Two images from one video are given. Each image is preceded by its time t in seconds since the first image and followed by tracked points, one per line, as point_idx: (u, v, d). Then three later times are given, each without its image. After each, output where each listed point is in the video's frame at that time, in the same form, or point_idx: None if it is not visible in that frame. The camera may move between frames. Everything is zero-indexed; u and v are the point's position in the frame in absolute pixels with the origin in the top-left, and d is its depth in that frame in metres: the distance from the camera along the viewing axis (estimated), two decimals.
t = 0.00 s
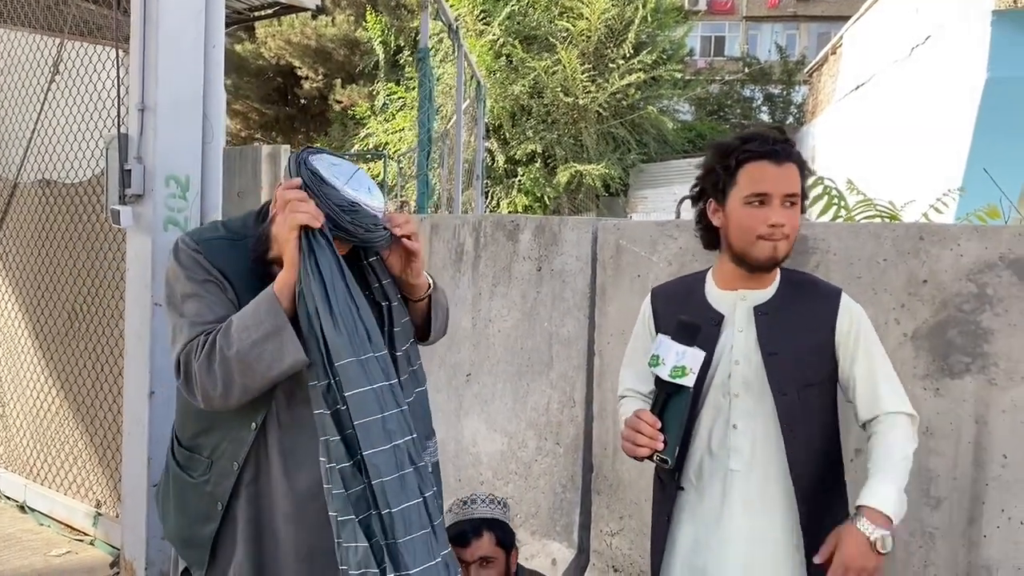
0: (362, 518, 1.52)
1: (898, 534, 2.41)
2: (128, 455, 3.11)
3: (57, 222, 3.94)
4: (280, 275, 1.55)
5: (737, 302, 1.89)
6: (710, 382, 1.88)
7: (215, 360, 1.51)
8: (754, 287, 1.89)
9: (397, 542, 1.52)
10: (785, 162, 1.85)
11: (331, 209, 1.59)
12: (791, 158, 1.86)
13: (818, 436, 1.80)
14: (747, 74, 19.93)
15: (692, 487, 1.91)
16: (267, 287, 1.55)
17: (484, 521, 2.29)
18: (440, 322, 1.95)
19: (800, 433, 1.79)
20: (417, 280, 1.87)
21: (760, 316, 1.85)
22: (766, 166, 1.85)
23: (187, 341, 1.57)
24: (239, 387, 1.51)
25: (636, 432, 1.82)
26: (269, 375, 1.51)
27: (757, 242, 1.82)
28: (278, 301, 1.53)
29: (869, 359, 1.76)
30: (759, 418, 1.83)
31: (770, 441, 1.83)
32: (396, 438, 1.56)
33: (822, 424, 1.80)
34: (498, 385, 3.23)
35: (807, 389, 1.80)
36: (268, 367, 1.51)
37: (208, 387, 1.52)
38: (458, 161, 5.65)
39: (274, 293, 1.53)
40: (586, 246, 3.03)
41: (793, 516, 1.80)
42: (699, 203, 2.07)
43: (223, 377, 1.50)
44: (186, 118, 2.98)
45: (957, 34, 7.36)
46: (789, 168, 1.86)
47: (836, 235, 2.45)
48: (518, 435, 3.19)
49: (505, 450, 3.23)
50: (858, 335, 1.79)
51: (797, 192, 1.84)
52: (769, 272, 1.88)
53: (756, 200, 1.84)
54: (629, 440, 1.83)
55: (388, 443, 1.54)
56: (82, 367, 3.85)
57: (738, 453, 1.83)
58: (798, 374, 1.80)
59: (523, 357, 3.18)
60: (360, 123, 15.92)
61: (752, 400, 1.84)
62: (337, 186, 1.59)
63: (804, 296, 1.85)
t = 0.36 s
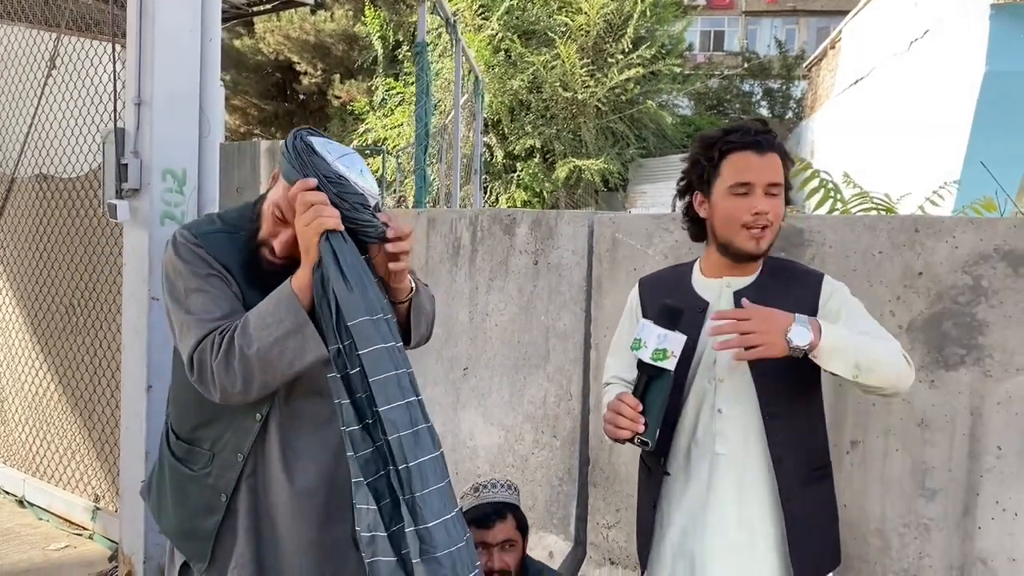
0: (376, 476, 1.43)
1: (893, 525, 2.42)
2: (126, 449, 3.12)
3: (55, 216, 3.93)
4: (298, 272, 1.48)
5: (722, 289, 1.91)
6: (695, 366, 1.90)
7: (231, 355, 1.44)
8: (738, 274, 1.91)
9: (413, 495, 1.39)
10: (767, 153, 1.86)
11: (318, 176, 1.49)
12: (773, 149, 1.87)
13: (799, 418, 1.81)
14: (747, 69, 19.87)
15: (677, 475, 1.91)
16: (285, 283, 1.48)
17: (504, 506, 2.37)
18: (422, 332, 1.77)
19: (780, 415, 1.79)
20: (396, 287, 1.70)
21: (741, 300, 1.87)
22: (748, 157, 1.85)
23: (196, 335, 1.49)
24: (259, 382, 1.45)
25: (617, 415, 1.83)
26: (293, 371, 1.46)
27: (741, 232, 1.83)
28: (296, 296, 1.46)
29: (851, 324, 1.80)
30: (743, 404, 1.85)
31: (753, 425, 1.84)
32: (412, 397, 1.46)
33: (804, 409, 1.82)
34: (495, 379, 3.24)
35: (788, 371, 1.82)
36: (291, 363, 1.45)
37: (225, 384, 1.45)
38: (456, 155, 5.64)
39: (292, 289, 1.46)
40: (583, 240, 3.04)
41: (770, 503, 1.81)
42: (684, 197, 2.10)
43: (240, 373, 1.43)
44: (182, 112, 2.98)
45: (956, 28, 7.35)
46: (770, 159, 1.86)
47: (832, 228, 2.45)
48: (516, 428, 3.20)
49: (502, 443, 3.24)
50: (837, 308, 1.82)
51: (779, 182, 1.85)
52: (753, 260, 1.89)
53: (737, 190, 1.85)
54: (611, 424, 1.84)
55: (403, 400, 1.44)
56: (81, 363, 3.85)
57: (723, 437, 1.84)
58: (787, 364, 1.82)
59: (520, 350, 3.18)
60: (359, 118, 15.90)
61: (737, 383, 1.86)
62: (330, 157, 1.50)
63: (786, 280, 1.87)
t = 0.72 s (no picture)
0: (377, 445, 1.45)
1: (892, 518, 2.43)
2: (127, 443, 3.13)
3: (55, 212, 3.94)
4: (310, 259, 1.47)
5: (708, 284, 1.91)
6: (682, 359, 1.90)
7: (246, 346, 1.43)
8: (722, 266, 1.90)
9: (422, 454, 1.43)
10: (722, 142, 1.87)
11: (299, 147, 1.47)
12: (729, 138, 1.88)
13: (788, 410, 1.79)
14: (748, 63, 19.80)
15: (671, 465, 1.91)
16: (298, 271, 1.47)
17: (534, 486, 2.46)
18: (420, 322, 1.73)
19: (767, 407, 1.77)
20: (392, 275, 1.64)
21: (726, 293, 1.86)
22: (702, 148, 1.87)
23: (206, 328, 1.48)
24: (274, 373, 1.44)
25: (611, 408, 1.82)
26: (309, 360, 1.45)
27: (703, 222, 1.86)
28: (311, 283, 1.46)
29: (847, 323, 1.71)
30: (731, 395, 1.83)
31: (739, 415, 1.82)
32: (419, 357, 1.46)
33: (793, 401, 1.80)
34: (496, 372, 3.25)
35: (772, 359, 1.79)
36: (307, 353, 1.44)
37: (241, 376, 1.43)
38: (456, 149, 5.63)
39: (307, 277, 1.46)
40: (582, 234, 3.01)
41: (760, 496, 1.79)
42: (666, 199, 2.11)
43: (255, 364, 1.42)
44: (181, 106, 2.98)
45: (958, 21, 7.32)
46: (728, 148, 1.87)
47: (831, 222, 2.45)
48: (516, 422, 3.21)
49: (502, 437, 3.26)
50: (826, 299, 1.76)
51: (738, 169, 1.85)
52: (732, 249, 1.88)
53: (695, 180, 1.87)
54: (605, 416, 1.83)
55: (411, 365, 1.44)
56: (82, 359, 3.85)
57: (711, 428, 1.83)
58: (777, 361, 1.79)
59: (520, 345, 3.18)
60: (360, 114, 15.88)
61: (724, 376, 1.84)
62: (316, 131, 1.48)
63: (771, 272, 1.85)
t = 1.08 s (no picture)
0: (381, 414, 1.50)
1: (892, 513, 2.42)
2: (128, 439, 3.13)
3: (56, 207, 3.93)
4: (341, 258, 1.49)
5: (694, 280, 1.91)
6: (672, 354, 1.90)
7: (273, 339, 1.43)
8: (708, 264, 1.90)
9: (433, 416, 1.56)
10: (699, 142, 1.86)
11: (281, 118, 1.50)
12: (706, 137, 1.87)
13: (779, 404, 1.78)
14: (748, 59, 19.76)
15: (664, 463, 1.90)
16: (327, 268, 1.48)
17: (569, 476, 2.42)
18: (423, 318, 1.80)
19: (756, 401, 1.77)
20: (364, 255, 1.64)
21: (713, 289, 1.86)
22: (680, 151, 1.86)
23: (223, 320, 1.47)
24: (299, 366, 1.45)
25: (602, 405, 1.82)
26: (336, 354, 1.47)
27: (684, 223, 1.85)
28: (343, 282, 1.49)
29: (846, 313, 1.68)
30: (719, 390, 1.82)
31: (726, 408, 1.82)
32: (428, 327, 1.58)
33: (788, 396, 1.79)
34: (496, 368, 3.25)
35: (761, 353, 1.78)
36: (334, 348, 1.46)
37: (266, 368, 1.44)
38: (457, 146, 5.62)
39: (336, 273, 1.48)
40: (583, 230, 3.03)
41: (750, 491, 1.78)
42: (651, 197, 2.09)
43: (282, 356, 1.43)
44: (183, 102, 2.98)
45: (959, 16, 7.30)
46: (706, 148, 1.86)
47: (832, 217, 2.44)
48: (517, 418, 3.21)
49: (502, 433, 3.25)
50: (819, 289, 1.74)
51: (716, 169, 1.84)
52: (716, 249, 1.88)
53: (674, 182, 1.87)
54: (597, 415, 1.83)
55: (422, 312, 1.57)
56: (82, 355, 3.86)
57: (701, 423, 1.82)
58: (771, 358, 1.79)
59: (521, 341, 3.18)
60: (360, 109, 15.84)
61: (713, 371, 1.83)
62: (297, 105, 1.52)
63: (758, 267, 1.84)
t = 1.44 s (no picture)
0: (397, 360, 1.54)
1: (894, 508, 2.42)
2: (130, 434, 3.13)
3: (57, 203, 3.94)
4: (370, 246, 1.53)
5: (699, 275, 1.90)
6: (676, 347, 1.91)
7: (301, 326, 1.45)
8: (710, 258, 1.89)
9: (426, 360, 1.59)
10: (699, 140, 1.83)
11: (251, 97, 1.51)
12: (709, 135, 1.83)
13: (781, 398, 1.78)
14: (750, 54, 19.63)
15: (666, 456, 1.91)
16: (357, 259, 1.51)
17: (586, 473, 2.42)
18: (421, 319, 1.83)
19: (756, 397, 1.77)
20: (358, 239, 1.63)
21: (715, 284, 1.85)
22: (681, 146, 1.84)
23: (245, 308, 1.47)
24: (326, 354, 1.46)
25: (603, 397, 1.82)
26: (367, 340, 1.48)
27: (675, 220, 1.85)
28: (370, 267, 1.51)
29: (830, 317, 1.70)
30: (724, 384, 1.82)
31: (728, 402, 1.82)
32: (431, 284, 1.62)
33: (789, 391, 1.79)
34: (497, 363, 3.27)
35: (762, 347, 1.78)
36: (361, 337, 1.48)
37: (293, 355, 1.45)
38: (458, 141, 5.58)
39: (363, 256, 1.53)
40: (583, 224, 3.01)
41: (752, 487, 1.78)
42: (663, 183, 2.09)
43: (310, 343, 1.45)
44: (184, 98, 2.98)
45: (961, 10, 7.26)
46: (706, 145, 1.82)
47: (833, 212, 2.44)
48: (518, 413, 3.22)
49: (504, 427, 3.28)
50: (824, 286, 1.75)
51: (713, 168, 1.81)
52: (713, 245, 1.87)
53: (673, 176, 1.86)
54: (598, 407, 1.82)
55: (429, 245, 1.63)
56: (82, 351, 3.86)
57: (703, 417, 1.83)
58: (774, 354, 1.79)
59: (522, 336, 3.19)
60: (361, 105, 15.86)
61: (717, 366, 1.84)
62: (270, 87, 1.53)
63: (762, 262, 1.83)
